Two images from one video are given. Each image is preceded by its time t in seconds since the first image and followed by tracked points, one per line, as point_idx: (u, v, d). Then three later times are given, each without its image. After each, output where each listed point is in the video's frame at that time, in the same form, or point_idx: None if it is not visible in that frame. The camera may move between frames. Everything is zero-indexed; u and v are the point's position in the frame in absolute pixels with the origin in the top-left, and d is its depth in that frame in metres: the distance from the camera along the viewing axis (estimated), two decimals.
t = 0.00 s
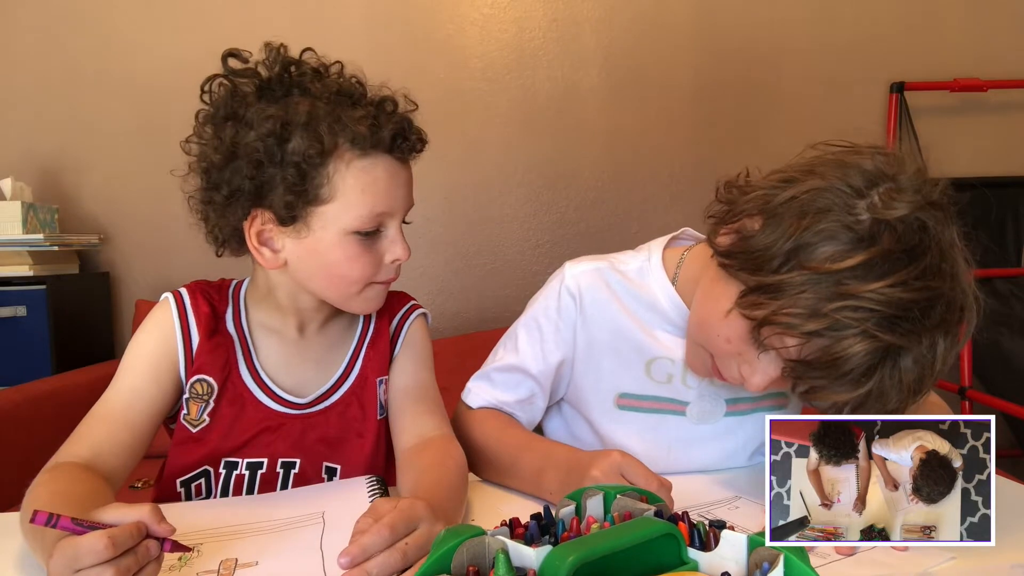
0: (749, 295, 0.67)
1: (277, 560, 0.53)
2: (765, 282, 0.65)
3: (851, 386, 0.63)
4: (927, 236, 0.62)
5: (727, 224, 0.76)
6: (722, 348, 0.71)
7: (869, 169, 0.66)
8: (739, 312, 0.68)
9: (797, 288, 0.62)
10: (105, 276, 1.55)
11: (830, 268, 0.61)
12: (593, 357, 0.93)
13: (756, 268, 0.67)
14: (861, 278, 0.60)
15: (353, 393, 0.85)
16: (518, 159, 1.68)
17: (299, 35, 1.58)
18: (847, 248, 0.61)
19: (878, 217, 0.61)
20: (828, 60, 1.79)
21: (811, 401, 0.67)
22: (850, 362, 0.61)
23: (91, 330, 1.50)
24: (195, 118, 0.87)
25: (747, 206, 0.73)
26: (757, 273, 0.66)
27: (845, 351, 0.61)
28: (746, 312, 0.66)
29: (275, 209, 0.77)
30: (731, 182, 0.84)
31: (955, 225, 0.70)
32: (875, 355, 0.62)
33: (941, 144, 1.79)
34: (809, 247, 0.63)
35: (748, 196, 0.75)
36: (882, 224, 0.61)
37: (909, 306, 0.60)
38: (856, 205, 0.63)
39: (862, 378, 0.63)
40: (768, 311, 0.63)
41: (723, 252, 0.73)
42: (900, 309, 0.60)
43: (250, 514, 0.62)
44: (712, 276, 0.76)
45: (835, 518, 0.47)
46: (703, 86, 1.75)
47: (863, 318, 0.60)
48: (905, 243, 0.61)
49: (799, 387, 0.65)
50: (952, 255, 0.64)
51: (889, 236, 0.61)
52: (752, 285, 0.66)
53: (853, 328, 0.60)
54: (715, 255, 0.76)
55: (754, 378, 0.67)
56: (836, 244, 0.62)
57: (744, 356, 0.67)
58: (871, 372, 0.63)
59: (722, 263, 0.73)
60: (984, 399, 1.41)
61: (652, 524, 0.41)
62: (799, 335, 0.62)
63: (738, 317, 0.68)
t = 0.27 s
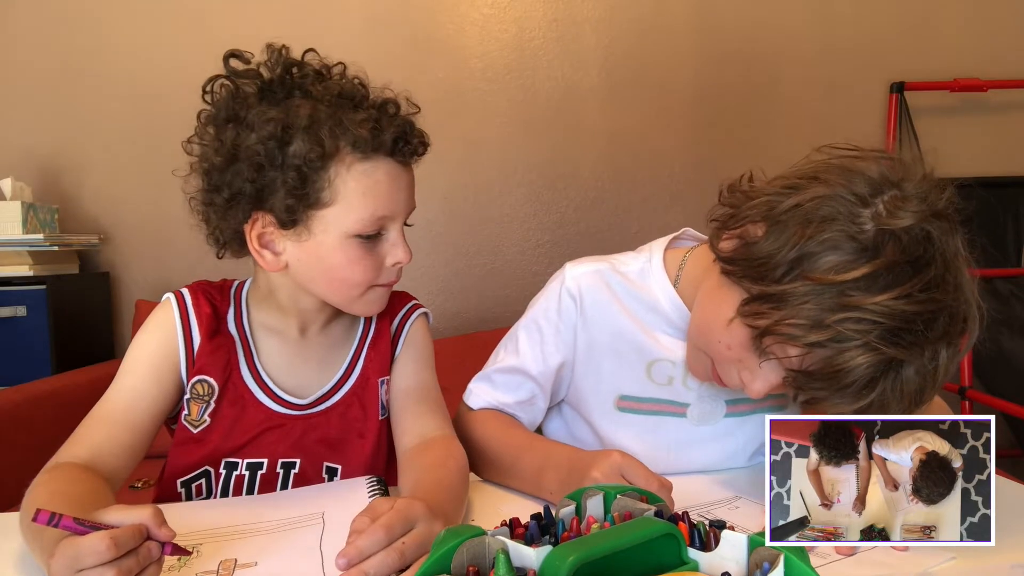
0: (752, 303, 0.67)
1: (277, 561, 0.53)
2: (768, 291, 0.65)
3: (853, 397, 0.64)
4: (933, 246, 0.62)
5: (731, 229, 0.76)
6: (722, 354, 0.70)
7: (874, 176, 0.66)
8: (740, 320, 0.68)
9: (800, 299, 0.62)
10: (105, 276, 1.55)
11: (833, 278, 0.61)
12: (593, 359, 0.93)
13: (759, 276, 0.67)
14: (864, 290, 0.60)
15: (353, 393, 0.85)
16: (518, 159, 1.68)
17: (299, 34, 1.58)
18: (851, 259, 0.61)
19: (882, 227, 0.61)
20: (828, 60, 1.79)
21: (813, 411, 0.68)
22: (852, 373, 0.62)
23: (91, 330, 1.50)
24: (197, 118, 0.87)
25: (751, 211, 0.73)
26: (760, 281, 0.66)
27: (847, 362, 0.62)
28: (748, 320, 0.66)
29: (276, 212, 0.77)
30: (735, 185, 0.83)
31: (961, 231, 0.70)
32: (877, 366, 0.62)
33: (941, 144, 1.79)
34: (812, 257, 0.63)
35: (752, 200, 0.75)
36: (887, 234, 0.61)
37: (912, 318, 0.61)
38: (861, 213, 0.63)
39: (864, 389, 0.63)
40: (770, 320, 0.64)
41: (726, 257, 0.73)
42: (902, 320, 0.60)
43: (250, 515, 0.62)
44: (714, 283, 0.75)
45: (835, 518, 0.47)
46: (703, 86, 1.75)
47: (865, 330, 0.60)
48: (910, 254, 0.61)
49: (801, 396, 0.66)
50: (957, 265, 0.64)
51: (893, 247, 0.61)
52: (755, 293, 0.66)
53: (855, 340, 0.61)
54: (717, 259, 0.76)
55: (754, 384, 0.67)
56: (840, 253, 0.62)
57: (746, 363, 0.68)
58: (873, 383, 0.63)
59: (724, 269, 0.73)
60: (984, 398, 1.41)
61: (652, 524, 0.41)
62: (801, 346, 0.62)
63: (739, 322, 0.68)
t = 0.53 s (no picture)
0: (754, 303, 0.67)
1: (276, 561, 0.53)
2: (770, 292, 0.65)
3: (853, 399, 0.64)
4: (934, 248, 0.62)
5: (732, 228, 0.76)
6: (723, 357, 0.70)
7: (876, 177, 0.66)
8: (741, 320, 0.68)
9: (801, 300, 0.62)
10: (105, 276, 1.55)
11: (835, 279, 0.61)
12: (593, 360, 0.93)
13: (760, 276, 0.67)
14: (865, 291, 0.60)
15: (353, 393, 0.85)
16: (518, 159, 1.68)
17: (299, 35, 1.58)
18: (852, 260, 0.61)
19: (884, 228, 0.61)
20: (828, 60, 1.79)
21: (813, 413, 0.68)
22: (853, 375, 0.62)
23: (91, 330, 1.50)
24: (192, 118, 0.87)
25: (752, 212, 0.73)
26: (762, 281, 0.67)
27: (848, 364, 0.62)
28: (750, 321, 0.66)
29: (269, 210, 0.77)
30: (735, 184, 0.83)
31: (962, 234, 0.70)
32: (878, 369, 0.62)
33: (941, 144, 1.79)
34: (813, 258, 0.63)
35: (753, 201, 0.75)
36: (888, 236, 0.61)
37: (913, 321, 0.61)
38: (863, 215, 0.63)
39: (865, 392, 0.63)
40: (771, 321, 0.64)
41: (727, 257, 0.73)
42: (904, 323, 0.60)
43: (249, 515, 0.62)
44: (713, 286, 0.75)
45: (835, 518, 0.47)
46: (703, 86, 1.75)
47: (867, 332, 0.60)
48: (911, 256, 0.61)
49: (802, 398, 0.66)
50: (958, 268, 0.64)
51: (895, 248, 0.61)
52: (757, 293, 0.66)
53: (856, 342, 0.61)
54: (718, 259, 0.76)
55: (754, 385, 0.67)
56: (841, 255, 0.62)
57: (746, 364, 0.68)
58: (874, 385, 0.63)
59: (725, 268, 0.73)
60: (984, 398, 1.41)
61: (652, 524, 0.41)
62: (802, 347, 0.62)
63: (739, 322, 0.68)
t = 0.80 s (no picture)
0: (746, 284, 0.67)
1: (277, 561, 0.53)
2: (761, 271, 0.65)
3: (846, 376, 0.63)
4: (923, 227, 0.62)
5: (725, 216, 0.76)
6: (719, 340, 0.71)
7: (865, 161, 0.66)
8: (735, 303, 0.68)
9: (792, 277, 0.62)
10: (105, 276, 1.55)
11: (824, 255, 0.61)
12: (592, 358, 0.93)
13: (753, 259, 0.67)
14: (856, 266, 0.60)
15: (349, 392, 0.85)
16: (518, 159, 1.68)
17: (299, 35, 1.58)
18: (843, 237, 0.61)
19: (873, 206, 0.61)
20: (828, 60, 1.79)
21: (806, 393, 0.67)
22: (846, 351, 0.61)
23: (91, 330, 1.50)
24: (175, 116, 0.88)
25: (744, 199, 0.74)
26: (754, 263, 0.67)
27: (840, 340, 0.61)
28: (743, 302, 0.66)
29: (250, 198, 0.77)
30: (726, 176, 0.84)
31: (953, 219, 0.70)
32: (870, 344, 0.61)
33: (942, 144, 1.79)
34: (804, 236, 0.63)
35: (745, 189, 0.75)
36: (877, 213, 0.61)
37: (905, 297, 0.60)
38: (852, 194, 0.63)
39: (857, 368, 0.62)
40: (763, 300, 0.63)
41: (721, 244, 0.73)
42: (895, 297, 0.60)
43: (248, 514, 0.62)
44: (709, 268, 0.76)
45: (835, 518, 0.47)
46: (703, 86, 1.75)
47: (859, 307, 0.60)
48: (901, 232, 0.61)
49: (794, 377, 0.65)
50: (948, 247, 0.64)
51: (884, 225, 0.61)
52: (749, 274, 0.66)
53: (848, 317, 0.60)
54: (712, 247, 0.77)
55: (750, 369, 0.67)
56: (832, 232, 0.62)
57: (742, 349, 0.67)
58: (866, 361, 0.62)
59: (720, 255, 0.73)
60: (984, 398, 1.40)
61: (652, 524, 0.41)
62: (794, 324, 0.62)
63: (733, 311, 0.68)
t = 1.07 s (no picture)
0: (747, 280, 0.67)
1: (277, 559, 0.53)
2: (763, 268, 0.65)
3: (844, 374, 0.63)
4: (925, 229, 0.62)
5: (727, 214, 0.76)
6: (717, 337, 0.70)
7: (869, 163, 0.66)
8: (734, 299, 0.68)
9: (794, 274, 0.62)
10: (105, 276, 1.55)
11: (826, 255, 0.61)
12: (592, 352, 0.93)
13: (754, 256, 0.67)
14: (858, 266, 0.60)
15: (345, 390, 0.85)
16: (518, 159, 1.68)
17: (300, 35, 1.58)
18: (845, 237, 0.61)
19: (876, 207, 0.61)
20: (828, 60, 1.79)
21: (804, 391, 0.67)
22: (844, 349, 0.61)
23: (91, 330, 1.50)
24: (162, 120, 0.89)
25: (747, 197, 0.74)
26: (756, 260, 0.67)
27: (840, 338, 0.61)
28: (742, 298, 0.66)
29: (236, 193, 0.77)
30: (728, 175, 0.84)
31: (956, 223, 0.71)
32: (869, 344, 0.62)
33: (941, 144, 1.79)
34: (806, 235, 0.63)
35: (747, 188, 0.75)
36: (880, 214, 0.61)
37: (905, 297, 0.60)
38: (855, 195, 0.63)
39: (855, 366, 0.63)
40: (763, 296, 0.63)
41: (722, 241, 0.73)
42: (896, 298, 0.60)
43: (247, 514, 0.62)
44: (711, 266, 0.76)
45: (835, 518, 0.47)
46: (703, 86, 1.75)
47: (859, 307, 0.60)
48: (904, 234, 0.61)
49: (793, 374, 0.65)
50: (950, 249, 0.64)
51: (887, 226, 0.61)
52: (750, 271, 0.66)
53: (848, 316, 0.60)
54: (712, 246, 0.77)
55: (749, 368, 0.66)
56: (834, 232, 0.62)
57: (740, 345, 0.67)
58: (864, 361, 0.63)
59: (722, 253, 0.73)
60: (985, 399, 1.40)
61: (652, 524, 0.41)
62: (794, 322, 0.62)
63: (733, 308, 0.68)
